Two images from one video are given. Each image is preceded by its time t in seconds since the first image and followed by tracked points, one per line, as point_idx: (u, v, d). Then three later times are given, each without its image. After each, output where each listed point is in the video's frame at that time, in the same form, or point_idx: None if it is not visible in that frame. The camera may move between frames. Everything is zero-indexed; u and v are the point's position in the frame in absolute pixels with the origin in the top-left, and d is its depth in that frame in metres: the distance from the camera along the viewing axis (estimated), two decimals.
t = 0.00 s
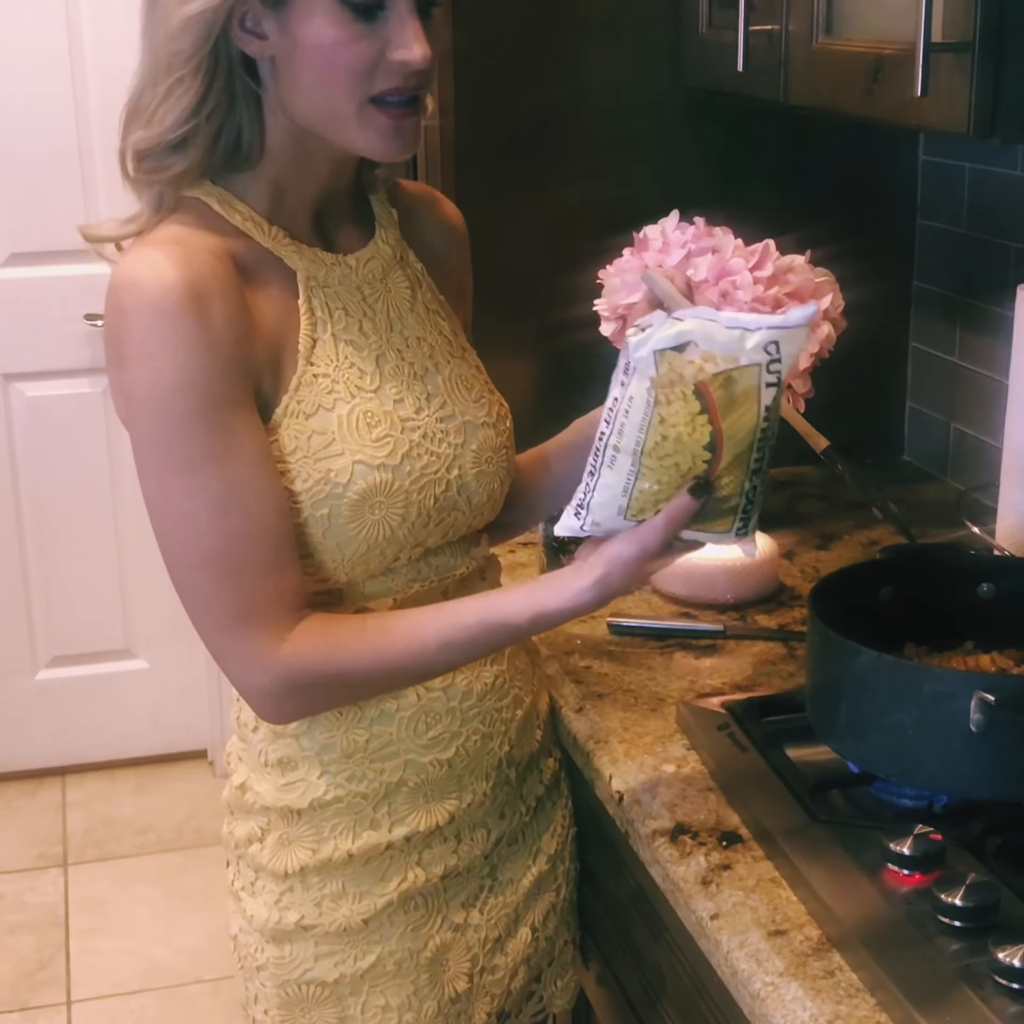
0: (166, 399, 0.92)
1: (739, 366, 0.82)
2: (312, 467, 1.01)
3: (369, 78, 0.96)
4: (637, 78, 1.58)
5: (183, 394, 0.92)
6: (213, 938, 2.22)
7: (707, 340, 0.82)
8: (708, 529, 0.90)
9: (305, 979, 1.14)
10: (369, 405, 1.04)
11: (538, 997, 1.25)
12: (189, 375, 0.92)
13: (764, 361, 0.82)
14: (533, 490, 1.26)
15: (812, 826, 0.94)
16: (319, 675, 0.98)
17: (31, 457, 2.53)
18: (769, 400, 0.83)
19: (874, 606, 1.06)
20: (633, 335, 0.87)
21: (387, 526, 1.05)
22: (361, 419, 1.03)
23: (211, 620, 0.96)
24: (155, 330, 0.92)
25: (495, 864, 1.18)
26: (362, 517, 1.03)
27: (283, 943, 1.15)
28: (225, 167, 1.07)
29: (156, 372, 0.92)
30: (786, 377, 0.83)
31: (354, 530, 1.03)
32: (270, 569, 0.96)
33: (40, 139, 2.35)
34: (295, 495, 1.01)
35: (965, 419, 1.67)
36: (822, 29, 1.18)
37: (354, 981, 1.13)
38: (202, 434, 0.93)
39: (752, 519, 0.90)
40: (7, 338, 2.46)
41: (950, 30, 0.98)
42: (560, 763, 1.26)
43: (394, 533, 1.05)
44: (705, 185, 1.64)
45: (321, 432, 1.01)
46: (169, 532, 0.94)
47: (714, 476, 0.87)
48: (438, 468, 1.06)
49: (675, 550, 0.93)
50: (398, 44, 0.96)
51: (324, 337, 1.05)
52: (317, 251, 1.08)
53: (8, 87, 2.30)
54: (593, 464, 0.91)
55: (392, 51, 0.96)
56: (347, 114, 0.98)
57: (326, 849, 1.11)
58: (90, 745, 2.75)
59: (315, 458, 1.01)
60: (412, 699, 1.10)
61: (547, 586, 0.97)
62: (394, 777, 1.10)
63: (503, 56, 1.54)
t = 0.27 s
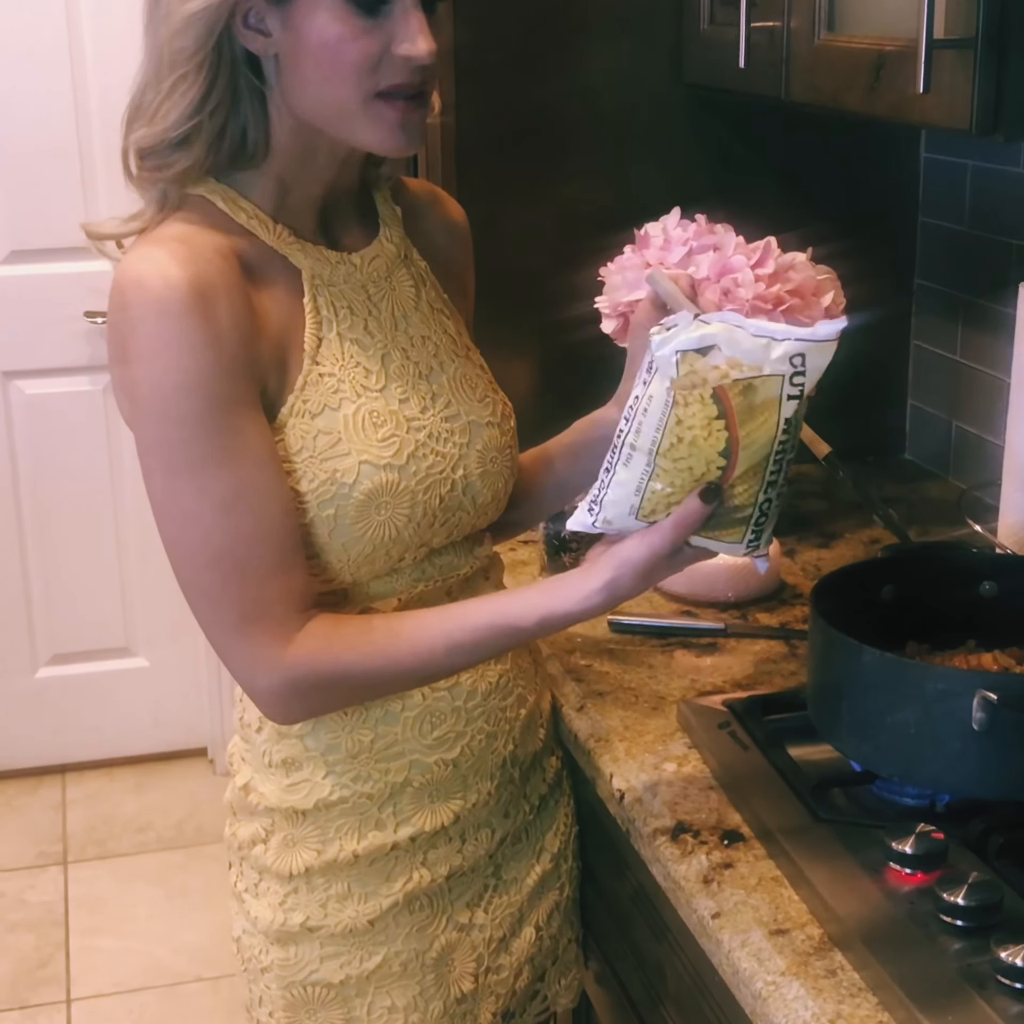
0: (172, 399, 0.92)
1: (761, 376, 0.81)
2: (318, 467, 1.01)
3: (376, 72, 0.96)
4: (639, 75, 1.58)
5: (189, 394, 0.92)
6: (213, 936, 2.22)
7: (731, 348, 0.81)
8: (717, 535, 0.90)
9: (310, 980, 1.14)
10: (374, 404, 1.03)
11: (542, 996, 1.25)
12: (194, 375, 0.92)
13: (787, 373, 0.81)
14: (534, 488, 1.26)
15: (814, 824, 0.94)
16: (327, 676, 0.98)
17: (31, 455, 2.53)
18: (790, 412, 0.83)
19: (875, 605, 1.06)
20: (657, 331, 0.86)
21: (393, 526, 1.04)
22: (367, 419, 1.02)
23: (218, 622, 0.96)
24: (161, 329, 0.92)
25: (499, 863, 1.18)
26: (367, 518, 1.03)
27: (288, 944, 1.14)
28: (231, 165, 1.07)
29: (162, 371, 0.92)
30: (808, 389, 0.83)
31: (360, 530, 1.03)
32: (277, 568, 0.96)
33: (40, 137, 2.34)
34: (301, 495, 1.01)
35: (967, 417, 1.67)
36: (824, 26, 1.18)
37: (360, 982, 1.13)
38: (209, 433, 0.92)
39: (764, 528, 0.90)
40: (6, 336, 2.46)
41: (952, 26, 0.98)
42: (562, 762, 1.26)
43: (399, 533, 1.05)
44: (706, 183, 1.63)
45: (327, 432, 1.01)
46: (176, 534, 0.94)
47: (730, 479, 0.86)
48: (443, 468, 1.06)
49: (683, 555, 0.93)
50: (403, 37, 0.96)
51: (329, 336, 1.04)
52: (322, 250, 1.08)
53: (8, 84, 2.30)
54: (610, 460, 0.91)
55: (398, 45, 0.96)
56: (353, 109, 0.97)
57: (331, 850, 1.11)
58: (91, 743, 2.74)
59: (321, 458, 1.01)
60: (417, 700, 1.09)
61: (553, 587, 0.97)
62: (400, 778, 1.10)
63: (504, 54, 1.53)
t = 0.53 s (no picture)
0: (172, 399, 0.91)
1: (753, 383, 0.81)
2: (317, 467, 1.00)
3: (332, 46, 0.96)
4: (639, 73, 1.57)
5: (189, 394, 0.92)
6: (212, 934, 2.22)
7: (723, 354, 0.81)
8: (708, 539, 0.90)
9: (311, 981, 1.14)
10: (374, 404, 1.03)
11: (543, 996, 1.25)
12: (195, 375, 0.92)
13: (779, 381, 0.81)
14: (533, 485, 1.25)
15: (813, 824, 0.94)
16: (321, 675, 0.98)
17: (31, 453, 2.53)
18: (782, 419, 0.83)
19: (874, 602, 1.06)
20: (652, 335, 0.85)
21: (392, 527, 1.04)
22: (367, 419, 1.02)
23: (213, 620, 0.96)
24: (162, 327, 0.92)
25: (500, 862, 1.18)
26: (366, 518, 1.03)
27: (288, 945, 1.14)
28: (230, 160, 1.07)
29: (162, 370, 0.91)
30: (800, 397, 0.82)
31: (358, 531, 1.03)
32: (273, 567, 0.96)
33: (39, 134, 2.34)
34: (299, 495, 1.00)
35: (966, 416, 1.67)
36: (823, 24, 1.18)
37: (361, 982, 1.13)
38: (208, 432, 0.92)
39: (754, 536, 0.90)
40: (5, 334, 2.45)
41: (952, 24, 0.98)
42: (562, 763, 1.26)
43: (398, 534, 1.05)
44: (706, 181, 1.63)
45: (326, 432, 1.01)
46: (172, 533, 0.94)
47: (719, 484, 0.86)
48: (442, 469, 1.06)
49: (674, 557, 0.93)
50: (359, 8, 0.95)
51: (330, 336, 1.04)
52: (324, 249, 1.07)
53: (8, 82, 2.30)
54: (603, 461, 0.91)
55: (354, 18, 0.95)
56: (318, 85, 0.97)
57: (331, 850, 1.11)
58: (90, 741, 2.74)
59: (320, 457, 1.00)
60: (416, 700, 1.09)
61: (546, 588, 0.97)
62: (399, 778, 1.10)
63: (504, 51, 1.53)
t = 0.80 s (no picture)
0: (164, 387, 0.92)
1: (735, 397, 0.81)
2: (324, 457, 1.00)
3: (276, 41, 0.96)
4: (638, 73, 1.57)
5: (179, 384, 0.92)
6: (211, 934, 2.22)
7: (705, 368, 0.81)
8: (687, 553, 0.90)
9: (306, 980, 1.14)
10: (382, 395, 1.03)
11: (540, 998, 1.25)
12: (187, 365, 0.92)
13: (760, 395, 0.81)
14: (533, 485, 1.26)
15: (813, 823, 0.94)
16: (294, 670, 0.98)
17: (30, 453, 2.53)
18: (762, 434, 0.84)
19: (873, 602, 1.06)
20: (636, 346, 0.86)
21: (398, 517, 1.04)
22: (376, 410, 1.02)
23: (191, 610, 0.96)
24: (154, 318, 0.92)
25: (497, 865, 1.17)
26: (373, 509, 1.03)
27: (285, 944, 1.14)
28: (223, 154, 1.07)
29: (153, 360, 0.92)
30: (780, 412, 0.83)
31: (365, 521, 1.03)
32: (256, 561, 0.96)
33: (39, 134, 2.34)
34: (306, 485, 1.00)
35: (965, 415, 1.67)
36: (823, 23, 1.17)
37: (357, 982, 1.13)
38: (197, 424, 0.93)
39: (729, 552, 0.91)
40: (5, 334, 2.45)
41: (951, 23, 0.98)
42: (561, 767, 1.26)
43: (406, 525, 1.05)
44: (704, 180, 1.63)
45: (334, 423, 1.01)
46: (155, 520, 0.94)
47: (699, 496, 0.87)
48: (451, 461, 1.06)
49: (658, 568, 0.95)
50: None
51: (338, 327, 1.04)
52: (332, 240, 1.07)
53: (7, 81, 2.30)
54: (586, 473, 0.91)
55: (292, 10, 0.95)
56: (271, 81, 0.98)
57: (327, 847, 1.11)
58: (89, 740, 2.74)
59: (327, 448, 1.01)
60: (417, 700, 1.09)
61: (529, 595, 0.97)
62: (396, 777, 1.10)
63: (503, 51, 1.53)
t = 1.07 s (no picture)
0: (155, 394, 0.93)
1: (728, 383, 0.80)
2: (331, 454, 1.00)
3: (289, 52, 0.96)
4: (637, 73, 1.57)
5: (170, 390, 0.92)
6: (210, 934, 2.22)
7: (698, 355, 0.80)
8: (689, 543, 0.89)
9: (318, 983, 1.14)
10: (389, 391, 1.03)
11: (536, 1001, 1.25)
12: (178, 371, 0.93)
13: (755, 381, 0.80)
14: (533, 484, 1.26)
15: (812, 824, 0.94)
16: (296, 670, 0.99)
17: (29, 453, 2.52)
18: (759, 420, 0.82)
19: (873, 602, 1.06)
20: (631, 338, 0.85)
21: (412, 511, 1.04)
22: (382, 404, 1.02)
23: (193, 613, 0.97)
24: (144, 326, 0.93)
25: (499, 871, 1.17)
26: (385, 504, 1.02)
27: (295, 948, 1.15)
28: (221, 176, 1.06)
29: (145, 368, 0.93)
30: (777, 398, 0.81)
31: (379, 517, 1.03)
32: (254, 566, 0.97)
33: (38, 134, 2.34)
34: (316, 483, 1.00)
35: (964, 415, 1.67)
36: (821, 23, 1.17)
37: (368, 987, 1.13)
38: (190, 430, 0.93)
39: (732, 543, 0.89)
40: (4, 334, 2.45)
41: (950, 23, 0.98)
42: (559, 771, 1.25)
43: (421, 517, 1.04)
44: (704, 180, 1.63)
45: (340, 420, 1.01)
46: (153, 524, 0.95)
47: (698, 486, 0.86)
48: (462, 453, 1.05)
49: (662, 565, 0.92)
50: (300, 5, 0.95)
51: (340, 326, 1.04)
52: (331, 238, 1.07)
53: (6, 81, 2.30)
54: (586, 468, 0.91)
55: (297, 19, 0.94)
56: (290, 94, 0.98)
57: (337, 852, 1.11)
58: (88, 741, 2.74)
59: (334, 445, 1.01)
60: (429, 706, 1.09)
61: (534, 594, 0.98)
62: (407, 782, 1.10)
63: (502, 51, 1.53)
